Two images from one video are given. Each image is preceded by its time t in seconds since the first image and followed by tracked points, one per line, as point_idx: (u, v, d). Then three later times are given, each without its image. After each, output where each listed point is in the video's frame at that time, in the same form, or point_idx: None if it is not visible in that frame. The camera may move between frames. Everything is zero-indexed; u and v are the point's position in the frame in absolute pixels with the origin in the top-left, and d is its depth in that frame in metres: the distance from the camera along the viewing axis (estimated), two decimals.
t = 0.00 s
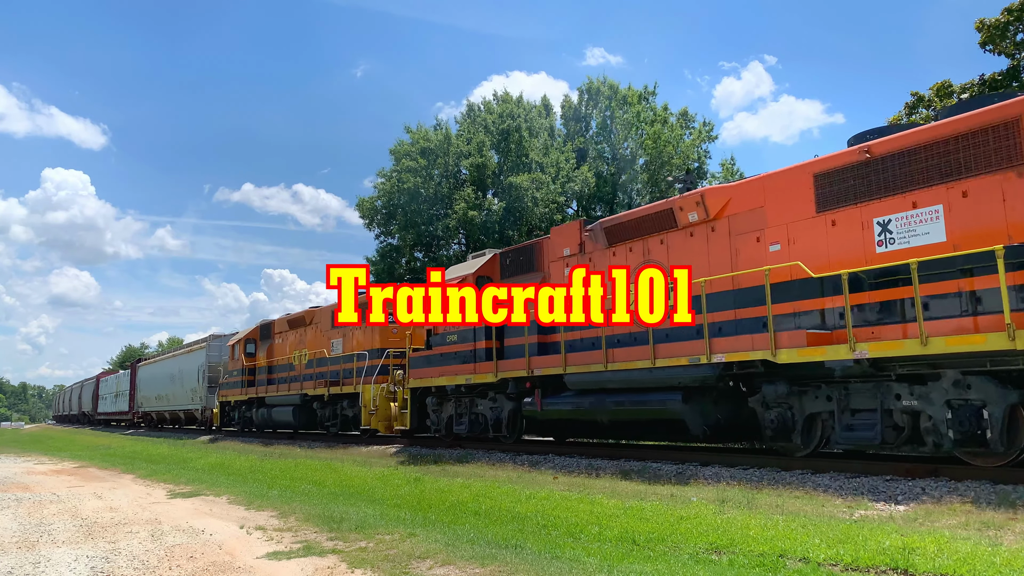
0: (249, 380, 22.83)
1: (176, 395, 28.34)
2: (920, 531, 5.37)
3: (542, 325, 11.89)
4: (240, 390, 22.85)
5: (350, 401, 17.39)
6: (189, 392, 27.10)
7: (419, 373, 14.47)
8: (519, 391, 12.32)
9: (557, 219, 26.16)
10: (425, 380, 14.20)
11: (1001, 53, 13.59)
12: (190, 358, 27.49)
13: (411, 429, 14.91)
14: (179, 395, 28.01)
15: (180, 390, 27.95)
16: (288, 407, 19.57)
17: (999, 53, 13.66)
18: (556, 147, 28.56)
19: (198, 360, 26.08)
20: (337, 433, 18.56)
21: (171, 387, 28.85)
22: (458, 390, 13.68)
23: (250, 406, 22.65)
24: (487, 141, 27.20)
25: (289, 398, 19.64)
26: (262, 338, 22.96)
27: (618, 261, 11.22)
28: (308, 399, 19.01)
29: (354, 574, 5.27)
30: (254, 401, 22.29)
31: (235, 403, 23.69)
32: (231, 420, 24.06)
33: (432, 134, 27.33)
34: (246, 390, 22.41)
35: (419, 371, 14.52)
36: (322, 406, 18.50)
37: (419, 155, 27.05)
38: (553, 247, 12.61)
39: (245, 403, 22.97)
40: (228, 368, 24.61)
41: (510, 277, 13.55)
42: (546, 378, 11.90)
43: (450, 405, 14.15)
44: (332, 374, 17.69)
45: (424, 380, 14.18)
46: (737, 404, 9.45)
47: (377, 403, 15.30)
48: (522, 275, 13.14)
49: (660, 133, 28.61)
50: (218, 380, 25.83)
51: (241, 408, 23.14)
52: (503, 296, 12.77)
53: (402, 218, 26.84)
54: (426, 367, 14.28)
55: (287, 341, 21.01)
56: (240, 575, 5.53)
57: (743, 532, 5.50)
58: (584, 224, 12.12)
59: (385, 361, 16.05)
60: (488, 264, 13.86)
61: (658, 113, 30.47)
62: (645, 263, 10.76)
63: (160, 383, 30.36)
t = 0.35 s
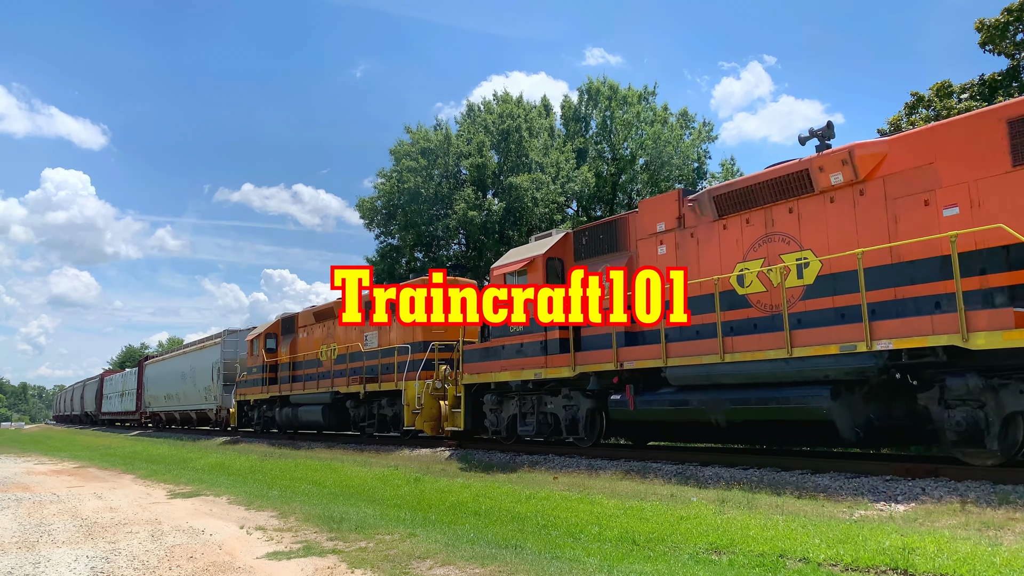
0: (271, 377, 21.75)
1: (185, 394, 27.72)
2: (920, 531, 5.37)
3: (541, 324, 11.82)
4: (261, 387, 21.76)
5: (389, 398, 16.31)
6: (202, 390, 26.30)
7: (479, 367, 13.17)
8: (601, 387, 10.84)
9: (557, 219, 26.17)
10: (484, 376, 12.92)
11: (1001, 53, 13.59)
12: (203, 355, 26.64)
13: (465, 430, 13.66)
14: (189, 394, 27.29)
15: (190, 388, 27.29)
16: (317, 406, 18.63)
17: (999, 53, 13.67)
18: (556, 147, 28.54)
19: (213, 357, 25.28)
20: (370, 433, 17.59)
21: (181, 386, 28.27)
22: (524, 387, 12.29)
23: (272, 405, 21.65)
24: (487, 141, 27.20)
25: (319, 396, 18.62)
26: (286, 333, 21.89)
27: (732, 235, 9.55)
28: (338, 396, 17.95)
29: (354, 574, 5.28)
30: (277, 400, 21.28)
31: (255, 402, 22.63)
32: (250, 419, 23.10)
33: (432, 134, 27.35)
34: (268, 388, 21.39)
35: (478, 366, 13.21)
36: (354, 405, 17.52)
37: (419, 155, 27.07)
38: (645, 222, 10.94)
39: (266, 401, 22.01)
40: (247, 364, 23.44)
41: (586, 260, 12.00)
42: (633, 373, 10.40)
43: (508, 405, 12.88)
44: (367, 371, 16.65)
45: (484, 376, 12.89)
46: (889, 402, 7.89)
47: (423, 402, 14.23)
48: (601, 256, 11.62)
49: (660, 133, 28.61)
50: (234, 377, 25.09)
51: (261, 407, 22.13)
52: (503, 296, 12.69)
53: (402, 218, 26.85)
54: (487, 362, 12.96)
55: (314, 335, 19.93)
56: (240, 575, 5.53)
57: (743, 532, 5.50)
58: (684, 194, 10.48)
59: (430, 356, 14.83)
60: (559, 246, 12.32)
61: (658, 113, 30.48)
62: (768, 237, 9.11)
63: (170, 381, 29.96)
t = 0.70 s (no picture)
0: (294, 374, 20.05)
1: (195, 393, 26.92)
2: (920, 531, 5.37)
3: (543, 324, 11.94)
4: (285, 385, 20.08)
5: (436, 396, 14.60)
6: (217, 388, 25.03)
7: (550, 359, 11.48)
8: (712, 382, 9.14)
9: (557, 219, 26.19)
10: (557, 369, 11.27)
11: (1001, 53, 13.60)
12: (218, 351, 25.48)
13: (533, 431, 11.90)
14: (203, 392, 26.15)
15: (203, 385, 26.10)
16: (350, 405, 16.91)
17: (999, 53, 13.67)
18: (556, 146, 28.56)
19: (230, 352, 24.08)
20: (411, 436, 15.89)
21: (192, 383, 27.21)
22: (608, 382, 10.61)
23: (297, 404, 20.06)
24: (487, 141, 27.21)
25: (350, 394, 16.89)
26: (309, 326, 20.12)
27: (889, 200, 7.73)
28: (374, 394, 16.25)
29: (354, 574, 5.28)
30: (303, 399, 19.65)
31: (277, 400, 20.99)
32: (271, 419, 21.50)
33: (432, 134, 27.35)
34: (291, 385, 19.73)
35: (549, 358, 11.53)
36: (394, 403, 15.73)
37: (419, 155, 27.07)
38: (760, 187, 9.05)
39: (289, 399, 20.39)
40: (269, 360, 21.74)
41: (682, 236, 10.13)
42: (754, 365, 8.68)
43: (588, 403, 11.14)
44: (409, 366, 14.95)
45: (558, 369, 11.22)
46: None
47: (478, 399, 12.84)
48: (706, 230, 9.71)
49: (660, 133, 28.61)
50: (253, 373, 23.82)
51: (284, 407, 20.53)
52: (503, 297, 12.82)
53: (402, 218, 26.85)
54: (561, 353, 11.28)
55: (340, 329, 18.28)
56: (240, 575, 5.53)
57: (743, 532, 5.50)
58: (818, 151, 8.55)
59: (485, 348, 13.22)
60: (651, 219, 10.49)
61: (658, 113, 30.49)
62: (940, 198, 7.30)
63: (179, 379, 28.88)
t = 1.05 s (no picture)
0: (323, 371, 18.59)
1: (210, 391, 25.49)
2: (920, 531, 5.36)
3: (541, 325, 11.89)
4: (315, 383, 18.57)
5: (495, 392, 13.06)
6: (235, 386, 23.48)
7: (644, 350, 9.80)
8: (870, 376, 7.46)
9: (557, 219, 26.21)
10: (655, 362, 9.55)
11: (1001, 53, 13.58)
12: (235, 346, 23.96)
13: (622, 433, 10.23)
14: (219, 390, 24.60)
15: (218, 383, 24.76)
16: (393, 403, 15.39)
17: (999, 53, 13.65)
18: (556, 147, 28.56)
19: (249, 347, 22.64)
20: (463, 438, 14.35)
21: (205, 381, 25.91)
22: (723, 376, 8.87)
23: (327, 403, 18.55)
24: (487, 141, 27.21)
25: (391, 393, 15.37)
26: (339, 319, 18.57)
27: None
28: (419, 391, 14.73)
29: (354, 574, 5.27)
30: (336, 399, 18.14)
31: (307, 399, 19.53)
32: (298, 419, 20.08)
33: (432, 134, 27.34)
34: (321, 383, 18.23)
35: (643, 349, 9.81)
36: (443, 401, 14.22)
37: (419, 155, 27.05)
38: (929, 139, 7.31)
39: (318, 398, 18.94)
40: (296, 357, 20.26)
41: (819, 202, 8.27)
42: (925, 356, 7.02)
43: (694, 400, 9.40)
44: (462, 361, 13.51)
45: (654, 362, 9.55)
46: None
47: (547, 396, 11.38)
48: (853, 194, 7.91)
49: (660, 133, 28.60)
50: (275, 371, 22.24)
51: (315, 406, 19.07)
52: (503, 297, 12.68)
53: (402, 218, 26.84)
54: (660, 342, 9.59)
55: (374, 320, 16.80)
56: (240, 575, 5.53)
57: (743, 533, 5.50)
58: (1011, 94, 6.83)
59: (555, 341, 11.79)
60: (778, 183, 8.65)
61: (658, 113, 30.49)
62: None
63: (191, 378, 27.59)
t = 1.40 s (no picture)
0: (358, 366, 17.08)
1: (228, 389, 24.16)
2: (920, 531, 5.36)
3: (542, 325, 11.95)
4: (350, 379, 17.05)
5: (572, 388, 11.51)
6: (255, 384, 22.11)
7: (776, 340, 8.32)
8: None
9: (557, 219, 26.23)
10: (794, 353, 8.01)
11: (1001, 53, 13.58)
12: (256, 341, 22.59)
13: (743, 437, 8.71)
14: (238, 388, 23.27)
15: (234, 380, 23.52)
16: (444, 400, 13.98)
17: (999, 53, 13.65)
18: (556, 147, 28.57)
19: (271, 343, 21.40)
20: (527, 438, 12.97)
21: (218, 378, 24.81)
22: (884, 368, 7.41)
23: (362, 401, 17.18)
24: (487, 141, 27.22)
25: (442, 390, 13.92)
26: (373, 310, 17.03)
27: None
28: (475, 387, 13.24)
29: (354, 574, 5.27)
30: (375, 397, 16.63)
31: (338, 397, 18.08)
32: (327, 420, 18.85)
33: (432, 134, 27.36)
34: (358, 378, 16.77)
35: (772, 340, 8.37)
36: (505, 399, 12.77)
37: (419, 155, 27.06)
38: None
39: (351, 396, 17.60)
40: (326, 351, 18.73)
41: None
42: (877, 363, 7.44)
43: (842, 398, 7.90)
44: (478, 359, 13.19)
45: (791, 353, 8.04)
46: None
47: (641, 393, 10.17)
48: None
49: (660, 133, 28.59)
50: (299, 366, 21.21)
51: (348, 404, 17.66)
52: (503, 298, 12.79)
53: (402, 218, 26.85)
54: (799, 329, 8.12)
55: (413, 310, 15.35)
56: (240, 575, 5.53)
57: (743, 532, 5.50)
58: None
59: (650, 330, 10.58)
60: (958, 134, 7.28)
61: (658, 113, 30.48)
62: None
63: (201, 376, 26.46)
